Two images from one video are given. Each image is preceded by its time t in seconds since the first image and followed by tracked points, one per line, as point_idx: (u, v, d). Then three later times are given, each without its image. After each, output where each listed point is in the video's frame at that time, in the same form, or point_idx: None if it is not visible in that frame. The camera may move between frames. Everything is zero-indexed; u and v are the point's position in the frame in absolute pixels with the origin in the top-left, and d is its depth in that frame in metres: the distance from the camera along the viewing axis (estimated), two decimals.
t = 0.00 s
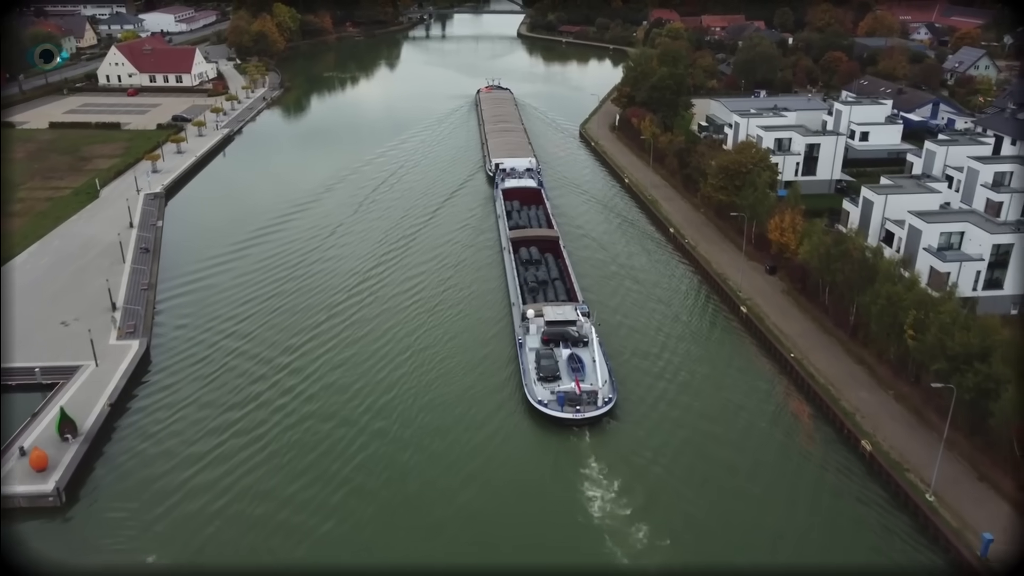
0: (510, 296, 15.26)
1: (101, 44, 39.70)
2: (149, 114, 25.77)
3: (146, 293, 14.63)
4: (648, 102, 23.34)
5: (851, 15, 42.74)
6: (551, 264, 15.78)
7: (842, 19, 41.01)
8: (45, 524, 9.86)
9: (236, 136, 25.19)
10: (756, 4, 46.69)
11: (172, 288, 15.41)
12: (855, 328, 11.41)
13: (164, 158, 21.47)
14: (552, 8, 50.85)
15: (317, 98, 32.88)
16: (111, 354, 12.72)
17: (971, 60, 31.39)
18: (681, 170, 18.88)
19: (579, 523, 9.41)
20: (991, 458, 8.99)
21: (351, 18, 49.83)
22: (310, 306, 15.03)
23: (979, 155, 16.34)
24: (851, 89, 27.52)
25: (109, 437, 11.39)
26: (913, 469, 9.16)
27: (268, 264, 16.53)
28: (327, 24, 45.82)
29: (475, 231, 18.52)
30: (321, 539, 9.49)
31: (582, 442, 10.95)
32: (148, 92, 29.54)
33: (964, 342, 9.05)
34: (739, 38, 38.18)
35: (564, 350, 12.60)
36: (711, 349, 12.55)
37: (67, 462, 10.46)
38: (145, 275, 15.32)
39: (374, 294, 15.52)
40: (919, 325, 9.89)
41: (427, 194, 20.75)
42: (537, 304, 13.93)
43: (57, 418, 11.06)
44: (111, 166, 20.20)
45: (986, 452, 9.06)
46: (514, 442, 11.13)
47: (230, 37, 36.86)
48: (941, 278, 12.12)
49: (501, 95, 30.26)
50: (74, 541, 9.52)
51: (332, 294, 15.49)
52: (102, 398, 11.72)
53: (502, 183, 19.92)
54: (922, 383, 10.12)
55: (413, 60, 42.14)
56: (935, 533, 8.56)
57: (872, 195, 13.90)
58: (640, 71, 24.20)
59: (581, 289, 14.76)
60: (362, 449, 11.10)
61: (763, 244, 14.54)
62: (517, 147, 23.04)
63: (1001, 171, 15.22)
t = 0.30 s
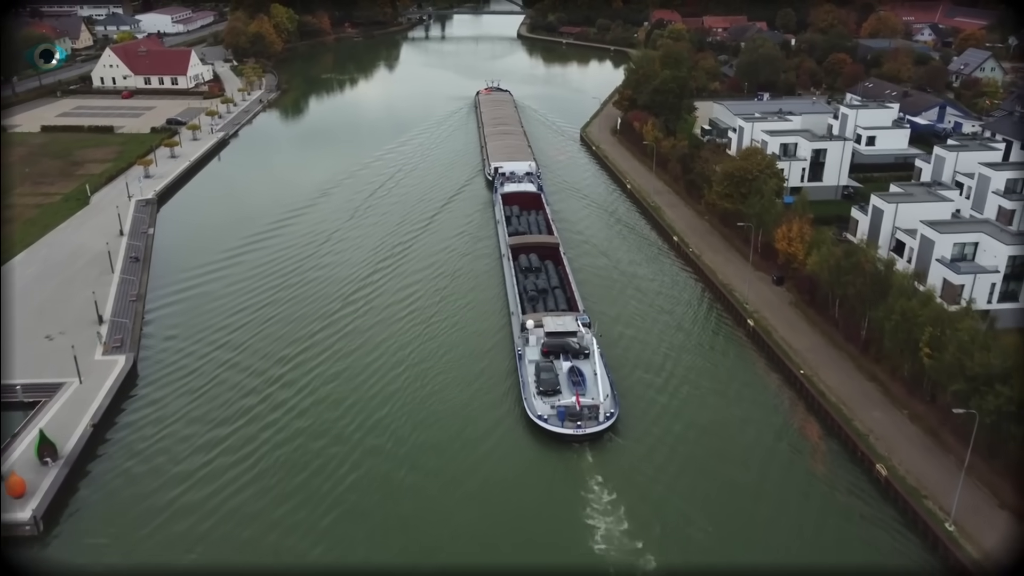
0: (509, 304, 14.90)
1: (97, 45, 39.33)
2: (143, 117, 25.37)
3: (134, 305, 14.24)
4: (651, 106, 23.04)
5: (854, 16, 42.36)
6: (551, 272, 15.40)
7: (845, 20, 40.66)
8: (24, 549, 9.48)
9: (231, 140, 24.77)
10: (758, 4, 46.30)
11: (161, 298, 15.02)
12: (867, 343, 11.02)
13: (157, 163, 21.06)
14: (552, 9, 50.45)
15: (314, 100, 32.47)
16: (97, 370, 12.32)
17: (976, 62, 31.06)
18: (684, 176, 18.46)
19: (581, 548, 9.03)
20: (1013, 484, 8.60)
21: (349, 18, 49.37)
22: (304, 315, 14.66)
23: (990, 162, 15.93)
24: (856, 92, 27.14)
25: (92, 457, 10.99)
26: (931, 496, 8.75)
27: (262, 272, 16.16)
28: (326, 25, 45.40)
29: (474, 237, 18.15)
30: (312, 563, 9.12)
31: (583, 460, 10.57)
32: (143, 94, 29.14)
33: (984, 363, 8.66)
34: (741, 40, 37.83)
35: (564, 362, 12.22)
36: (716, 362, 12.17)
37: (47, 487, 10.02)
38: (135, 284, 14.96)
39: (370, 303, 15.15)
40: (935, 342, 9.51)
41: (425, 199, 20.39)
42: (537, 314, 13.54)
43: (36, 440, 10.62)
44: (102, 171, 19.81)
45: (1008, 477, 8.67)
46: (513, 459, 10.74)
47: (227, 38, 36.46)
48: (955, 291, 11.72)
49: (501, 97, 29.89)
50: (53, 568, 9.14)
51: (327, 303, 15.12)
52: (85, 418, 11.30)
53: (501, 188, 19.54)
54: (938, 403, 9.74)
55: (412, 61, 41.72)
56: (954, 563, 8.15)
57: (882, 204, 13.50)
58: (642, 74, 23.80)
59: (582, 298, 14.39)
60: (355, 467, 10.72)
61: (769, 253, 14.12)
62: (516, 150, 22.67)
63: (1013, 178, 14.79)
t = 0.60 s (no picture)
0: (509, 312, 14.56)
1: (94, 46, 39.02)
2: (138, 120, 25.03)
3: (123, 315, 13.90)
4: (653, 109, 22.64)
5: (857, 17, 42.00)
6: (551, 279, 15.08)
7: (847, 21, 40.37)
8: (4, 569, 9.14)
9: (227, 143, 24.40)
10: (760, 5, 45.93)
11: (152, 307, 14.67)
12: (877, 357, 10.69)
13: (150, 167, 20.70)
14: (552, 10, 50.09)
15: (313, 101, 32.13)
16: (83, 386, 11.95)
17: (981, 64, 30.77)
18: (687, 182, 18.05)
19: (581, 571, 8.68)
20: None
21: (348, 19, 48.98)
22: (299, 323, 14.33)
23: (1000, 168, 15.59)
24: (861, 95, 26.80)
25: (76, 474, 10.64)
26: (948, 521, 8.38)
27: (256, 279, 15.82)
28: (324, 26, 45.05)
29: (472, 242, 17.84)
30: None
31: (584, 476, 10.24)
32: (139, 96, 28.82)
33: (1003, 382, 8.32)
34: (743, 41, 37.51)
35: (564, 374, 11.88)
36: (720, 374, 11.84)
37: (26, 511, 9.59)
38: (126, 293, 14.64)
39: (366, 311, 14.81)
40: (951, 359, 9.19)
41: (423, 204, 20.06)
42: (537, 323, 13.20)
43: (16, 461, 10.19)
44: (95, 176, 19.47)
45: None
46: (512, 476, 10.41)
47: (224, 39, 36.09)
48: (969, 303, 11.38)
49: (500, 99, 29.57)
50: None
51: (322, 310, 14.80)
52: (68, 437, 10.90)
53: (500, 192, 19.23)
54: (953, 421, 9.40)
55: (412, 62, 41.34)
56: None
57: (891, 212, 13.17)
58: (644, 77, 23.43)
59: (582, 305, 14.07)
60: (350, 483, 10.39)
61: (776, 262, 13.73)
62: (516, 153, 22.33)
63: None
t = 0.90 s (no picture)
0: (509, 320, 14.24)
1: (90, 47, 38.67)
2: (133, 123, 24.70)
3: (112, 327, 13.59)
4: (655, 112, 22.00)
5: (859, 17, 41.65)
6: (551, 287, 14.73)
7: (850, 22, 40.06)
8: None
9: (222, 146, 24.04)
10: (761, 6, 45.58)
11: (142, 317, 14.35)
12: (888, 373, 10.35)
13: (143, 171, 20.34)
14: (552, 11, 49.75)
15: (310, 103, 31.76)
16: (67, 403, 11.59)
17: (986, 66, 30.45)
18: (691, 188, 17.63)
19: None
20: None
21: (347, 20, 48.57)
22: (293, 333, 14.04)
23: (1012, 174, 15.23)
24: (865, 97, 26.45)
25: (60, 492, 10.30)
26: (967, 548, 8.00)
27: (249, 287, 15.53)
28: (322, 27, 44.62)
29: (471, 248, 17.52)
30: None
31: (585, 494, 9.92)
32: (134, 99, 28.47)
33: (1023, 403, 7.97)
34: (745, 42, 37.18)
35: (565, 386, 11.56)
36: (726, 387, 11.51)
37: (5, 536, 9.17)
38: (116, 303, 14.35)
39: (362, 320, 14.51)
40: (968, 377, 8.86)
41: (422, 208, 19.75)
42: (537, 332, 12.88)
43: None
44: (86, 180, 19.14)
45: None
46: (510, 492, 10.11)
47: (221, 40, 35.56)
48: (983, 316, 11.02)
49: (500, 100, 29.25)
50: None
51: (317, 319, 14.50)
52: (49, 458, 10.49)
53: (499, 197, 18.90)
54: (970, 441, 9.06)
55: (410, 64, 40.98)
56: None
57: (902, 220, 12.81)
58: (647, 79, 23.05)
59: (583, 313, 13.75)
60: (343, 500, 10.07)
61: (783, 272, 13.30)
62: (515, 155, 22.00)
63: None
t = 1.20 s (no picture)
0: (508, 329, 13.92)
1: (86, 48, 38.34)
2: (127, 126, 24.35)
3: (100, 340, 13.24)
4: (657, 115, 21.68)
5: (862, 18, 41.30)
6: (551, 295, 14.40)
7: (853, 23, 39.73)
8: None
9: (218, 150, 23.67)
10: (763, 7, 45.23)
11: (133, 328, 14.02)
12: (901, 390, 10.01)
13: (136, 176, 19.98)
14: (552, 11, 49.38)
15: (308, 104, 31.40)
16: (51, 421, 11.21)
17: (991, 68, 30.13)
18: (694, 193, 17.25)
19: None
20: None
21: (345, 20, 48.01)
22: (287, 343, 13.73)
23: None
24: (870, 100, 26.11)
25: (44, 512, 9.95)
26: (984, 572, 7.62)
27: (242, 295, 15.21)
28: (321, 28, 44.26)
29: (469, 254, 17.19)
30: None
31: (587, 513, 9.61)
32: (129, 101, 28.13)
33: None
34: (747, 43, 36.87)
35: (565, 399, 11.24)
36: (731, 401, 11.19)
37: None
38: (105, 313, 14.03)
39: (356, 329, 14.18)
40: (986, 397, 8.51)
41: (420, 212, 19.42)
42: (537, 342, 12.55)
43: None
44: (78, 186, 18.79)
45: None
46: (508, 509, 9.81)
47: (218, 41, 35.22)
48: (998, 329, 10.68)
49: (499, 102, 28.92)
50: None
51: (312, 328, 14.19)
52: (31, 480, 10.08)
53: (498, 201, 18.57)
54: (988, 462, 8.71)
55: (410, 65, 40.59)
56: None
57: (912, 229, 12.46)
58: (648, 82, 22.73)
59: (584, 322, 13.43)
60: (336, 518, 9.76)
61: (790, 282, 12.88)
62: (515, 158, 21.67)
63: None
